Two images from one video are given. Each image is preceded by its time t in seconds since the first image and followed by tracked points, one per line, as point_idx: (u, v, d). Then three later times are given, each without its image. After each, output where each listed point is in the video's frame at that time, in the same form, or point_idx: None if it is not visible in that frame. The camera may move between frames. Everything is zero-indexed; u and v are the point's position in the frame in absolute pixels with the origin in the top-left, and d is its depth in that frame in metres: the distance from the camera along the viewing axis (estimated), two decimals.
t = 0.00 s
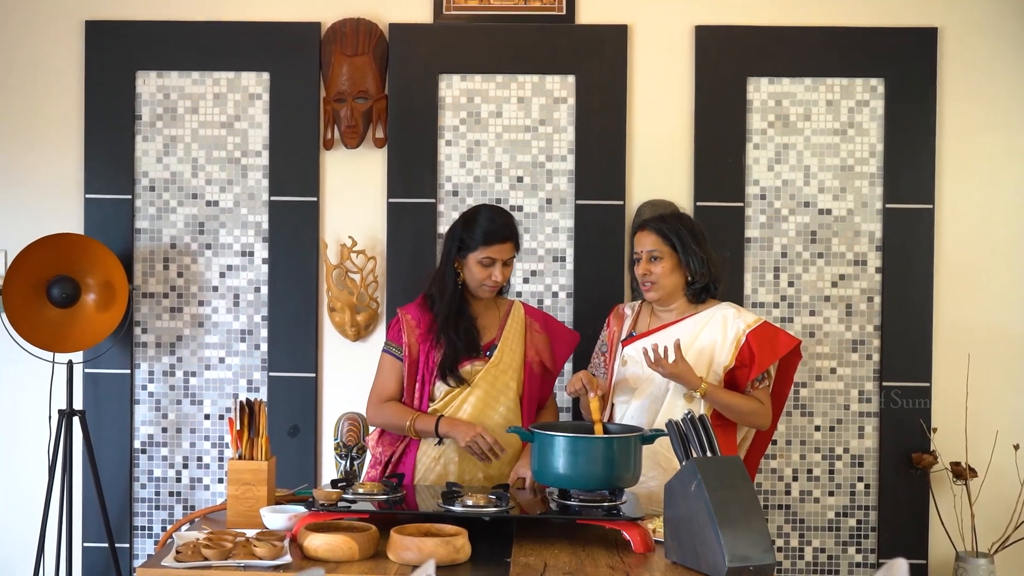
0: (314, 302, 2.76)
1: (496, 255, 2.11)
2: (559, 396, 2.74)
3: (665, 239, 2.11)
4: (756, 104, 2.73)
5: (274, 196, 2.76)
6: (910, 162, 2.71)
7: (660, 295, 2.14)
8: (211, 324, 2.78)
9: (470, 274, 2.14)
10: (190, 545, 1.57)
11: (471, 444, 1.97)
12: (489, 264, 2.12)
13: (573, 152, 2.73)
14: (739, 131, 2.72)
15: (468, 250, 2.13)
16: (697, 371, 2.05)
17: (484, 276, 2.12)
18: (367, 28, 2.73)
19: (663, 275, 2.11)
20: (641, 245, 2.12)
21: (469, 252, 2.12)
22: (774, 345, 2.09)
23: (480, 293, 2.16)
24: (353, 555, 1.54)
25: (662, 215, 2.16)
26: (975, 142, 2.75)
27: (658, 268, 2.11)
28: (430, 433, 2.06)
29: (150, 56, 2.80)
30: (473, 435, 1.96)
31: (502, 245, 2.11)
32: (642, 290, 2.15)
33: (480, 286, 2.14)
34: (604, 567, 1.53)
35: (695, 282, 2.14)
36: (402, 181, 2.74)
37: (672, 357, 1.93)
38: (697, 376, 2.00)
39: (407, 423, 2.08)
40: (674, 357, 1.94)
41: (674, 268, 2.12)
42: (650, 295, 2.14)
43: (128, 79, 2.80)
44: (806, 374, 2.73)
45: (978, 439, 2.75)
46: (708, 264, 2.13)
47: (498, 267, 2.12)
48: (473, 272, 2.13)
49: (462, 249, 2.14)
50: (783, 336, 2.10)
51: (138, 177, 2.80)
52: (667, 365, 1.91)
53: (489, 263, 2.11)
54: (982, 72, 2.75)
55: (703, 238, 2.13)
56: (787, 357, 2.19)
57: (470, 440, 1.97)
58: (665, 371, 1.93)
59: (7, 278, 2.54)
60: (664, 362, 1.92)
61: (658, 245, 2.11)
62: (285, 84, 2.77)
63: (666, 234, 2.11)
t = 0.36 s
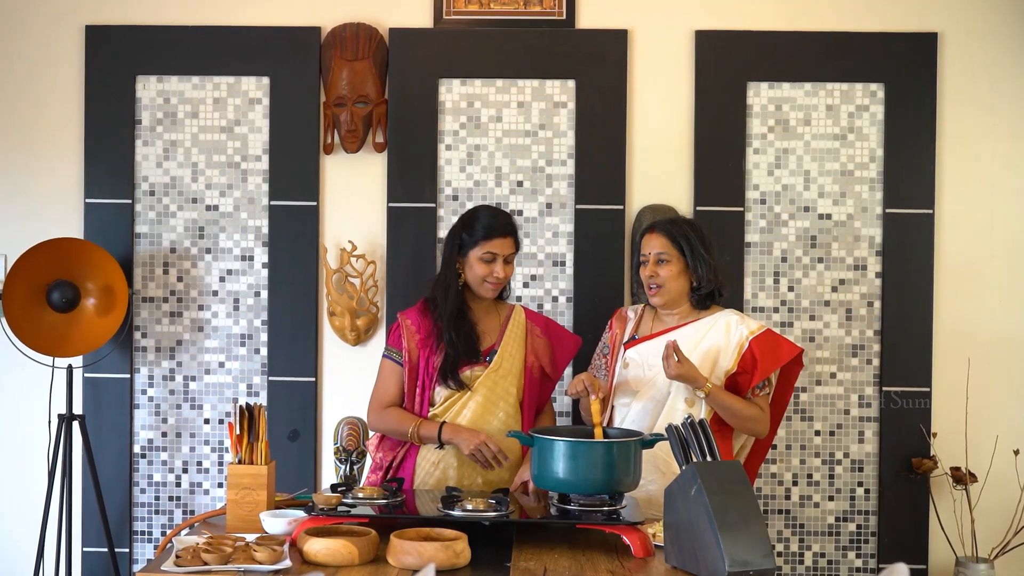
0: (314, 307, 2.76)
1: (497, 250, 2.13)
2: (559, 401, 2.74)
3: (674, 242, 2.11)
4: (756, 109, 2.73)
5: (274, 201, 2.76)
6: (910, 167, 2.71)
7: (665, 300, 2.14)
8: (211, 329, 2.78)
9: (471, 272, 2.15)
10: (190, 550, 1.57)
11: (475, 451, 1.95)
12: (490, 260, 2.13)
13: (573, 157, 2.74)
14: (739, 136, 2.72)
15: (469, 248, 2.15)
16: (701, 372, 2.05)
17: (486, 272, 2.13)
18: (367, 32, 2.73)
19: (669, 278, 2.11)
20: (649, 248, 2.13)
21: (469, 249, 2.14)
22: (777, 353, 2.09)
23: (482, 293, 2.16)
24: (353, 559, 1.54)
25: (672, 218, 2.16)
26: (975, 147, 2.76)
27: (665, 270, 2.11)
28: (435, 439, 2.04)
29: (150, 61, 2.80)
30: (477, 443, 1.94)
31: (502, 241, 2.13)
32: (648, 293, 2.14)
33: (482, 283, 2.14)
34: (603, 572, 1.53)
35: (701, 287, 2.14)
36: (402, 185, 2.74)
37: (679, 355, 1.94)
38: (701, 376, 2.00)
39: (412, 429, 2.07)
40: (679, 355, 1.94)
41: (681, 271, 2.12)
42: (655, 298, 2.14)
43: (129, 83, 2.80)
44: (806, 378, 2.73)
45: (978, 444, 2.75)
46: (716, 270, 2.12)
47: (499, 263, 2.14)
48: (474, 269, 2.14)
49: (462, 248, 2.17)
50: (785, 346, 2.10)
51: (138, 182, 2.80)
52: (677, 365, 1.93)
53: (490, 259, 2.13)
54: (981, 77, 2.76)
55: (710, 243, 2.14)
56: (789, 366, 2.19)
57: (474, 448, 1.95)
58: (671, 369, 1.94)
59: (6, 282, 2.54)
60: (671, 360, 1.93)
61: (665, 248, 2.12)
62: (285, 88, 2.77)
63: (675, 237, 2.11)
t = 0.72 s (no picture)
0: (314, 301, 2.76)
1: (496, 241, 2.13)
2: (559, 396, 2.74)
3: (670, 237, 2.11)
4: (757, 103, 2.73)
5: (275, 196, 2.76)
6: (911, 162, 2.71)
7: (658, 291, 2.14)
8: (212, 324, 2.78)
9: (469, 264, 2.15)
10: (192, 543, 1.57)
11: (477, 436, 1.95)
12: (489, 251, 2.14)
13: (574, 151, 2.73)
14: (740, 131, 2.72)
15: (468, 240, 2.16)
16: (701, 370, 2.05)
17: (485, 263, 2.13)
18: (367, 27, 2.73)
19: (661, 271, 2.12)
20: (646, 241, 2.14)
21: (468, 241, 2.15)
22: (777, 347, 2.10)
23: (479, 284, 2.16)
24: (354, 553, 1.54)
25: (672, 214, 2.17)
26: (976, 142, 2.75)
27: (658, 264, 2.12)
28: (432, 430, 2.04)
29: (151, 55, 2.80)
30: (477, 429, 1.94)
31: (501, 232, 2.14)
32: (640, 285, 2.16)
33: (479, 275, 2.15)
34: (605, 566, 1.53)
35: (694, 283, 2.12)
36: (402, 180, 2.74)
37: (677, 356, 1.93)
38: (702, 372, 2.00)
39: (407, 421, 2.07)
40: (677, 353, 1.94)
41: (674, 266, 2.12)
42: (647, 290, 2.15)
43: (129, 78, 2.80)
44: (807, 373, 2.73)
45: (979, 439, 2.75)
46: (710, 267, 2.12)
47: (497, 254, 2.14)
48: (473, 260, 2.14)
49: (461, 240, 2.17)
50: (786, 338, 2.11)
51: (139, 177, 2.80)
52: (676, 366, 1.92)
53: (489, 250, 2.13)
54: (983, 71, 2.75)
55: (709, 241, 2.13)
56: (789, 361, 2.20)
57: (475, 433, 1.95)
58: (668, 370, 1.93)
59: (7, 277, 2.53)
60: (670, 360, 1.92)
61: (661, 242, 2.12)
62: (286, 83, 2.77)
63: (672, 232, 2.12)
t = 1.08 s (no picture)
0: (315, 296, 2.76)
1: (486, 227, 2.13)
2: (560, 390, 2.74)
3: (680, 232, 2.11)
4: (757, 97, 2.72)
5: (275, 191, 2.76)
6: (911, 155, 2.71)
7: (666, 287, 2.14)
8: (212, 319, 2.78)
9: (462, 254, 2.15)
10: (193, 538, 1.57)
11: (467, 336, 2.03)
12: (479, 239, 2.13)
13: (574, 146, 2.73)
14: (740, 124, 2.71)
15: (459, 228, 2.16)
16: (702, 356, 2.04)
17: (476, 251, 2.12)
18: (367, 22, 2.73)
19: (670, 265, 2.12)
20: (653, 234, 2.13)
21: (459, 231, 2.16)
22: (775, 341, 2.10)
23: (473, 275, 2.15)
24: (355, 548, 1.54)
25: (678, 207, 2.16)
26: (976, 135, 2.75)
27: (667, 258, 2.12)
28: (439, 378, 2.07)
29: (150, 50, 2.79)
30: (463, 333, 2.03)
31: (489, 219, 2.14)
32: (648, 281, 2.15)
33: (473, 265, 2.14)
34: (606, 560, 1.53)
35: (703, 276, 2.15)
36: (402, 175, 2.74)
37: (681, 339, 1.94)
38: (703, 358, 2.00)
39: (413, 386, 2.09)
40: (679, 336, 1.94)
41: (682, 260, 2.13)
42: (655, 286, 2.15)
43: (129, 74, 2.79)
44: (807, 367, 2.73)
45: (979, 432, 2.75)
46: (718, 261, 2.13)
47: (488, 241, 2.13)
48: (466, 250, 2.14)
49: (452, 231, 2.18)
50: (784, 332, 2.11)
51: (139, 172, 2.80)
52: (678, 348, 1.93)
53: (480, 238, 2.13)
54: (983, 64, 2.75)
55: (711, 231, 2.14)
56: (787, 354, 2.20)
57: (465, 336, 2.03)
58: (672, 352, 1.94)
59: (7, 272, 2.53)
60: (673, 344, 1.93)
61: (668, 236, 2.12)
62: (286, 79, 2.77)
63: (682, 226, 2.11)
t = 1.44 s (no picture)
0: (314, 290, 2.76)
1: (472, 222, 2.13)
2: (559, 383, 2.74)
3: (674, 225, 2.11)
4: (756, 90, 2.72)
5: (274, 185, 2.76)
6: (911, 148, 2.70)
7: (662, 280, 2.13)
8: (212, 313, 2.78)
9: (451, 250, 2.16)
10: (193, 532, 1.58)
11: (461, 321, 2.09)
12: (467, 235, 2.13)
13: (573, 139, 2.73)
14: (739, 117, 2.71)
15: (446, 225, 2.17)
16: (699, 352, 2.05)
17: (465, 246, 2.12)
18: (366, 15, 2.72)
19: (664, 258, 2.11)
20: (649, 227, 2.13)
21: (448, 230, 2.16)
22: (775, 335, 2.09)
23: (466, 271, 2.15)
24: (355, 542, 1.54)
25: (674, 200, 2.16)
26: (976, 127, 2.74)
27: (660, 251, 2.11)
28: (443, 361, 2.08)
29: (149, 44, 2.79)
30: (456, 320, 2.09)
31: (473, 213, 2.13)
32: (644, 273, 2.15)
33: (464, 260, 2.13)
34: (605, 553, 1.53)
35: (697, 269, 2.13)
36: (401, 169, 2.73)
37: (677, 336, 1.95)
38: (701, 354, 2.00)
39: (419, 371, 2.08)
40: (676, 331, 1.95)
41: (678, 252, 2.12)
42: (651, 279, 2.14)
43: (128, 68, 2.79)
44: (806, 359, 2.73)
45: (978, 425, 2.75)
46: (713, 253, 2.12)
47: (476, 236, 2.13)
48: (456, 247, 2.14)
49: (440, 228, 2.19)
50: (783, 325, 2.10)
51: (138, 166, 2.80)
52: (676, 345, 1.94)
53: (468, 234, 2.13)
54: (982, 57, 2.74)
55: (710, 226, 2.13)
56: (786, 348, 2.20)
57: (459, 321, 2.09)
58: (669, 348, 1.95)
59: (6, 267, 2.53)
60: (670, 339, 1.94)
61: (663, 229, 2.12)
62: (285, 73, 2.76)
63: (676, 219, 2.11)
